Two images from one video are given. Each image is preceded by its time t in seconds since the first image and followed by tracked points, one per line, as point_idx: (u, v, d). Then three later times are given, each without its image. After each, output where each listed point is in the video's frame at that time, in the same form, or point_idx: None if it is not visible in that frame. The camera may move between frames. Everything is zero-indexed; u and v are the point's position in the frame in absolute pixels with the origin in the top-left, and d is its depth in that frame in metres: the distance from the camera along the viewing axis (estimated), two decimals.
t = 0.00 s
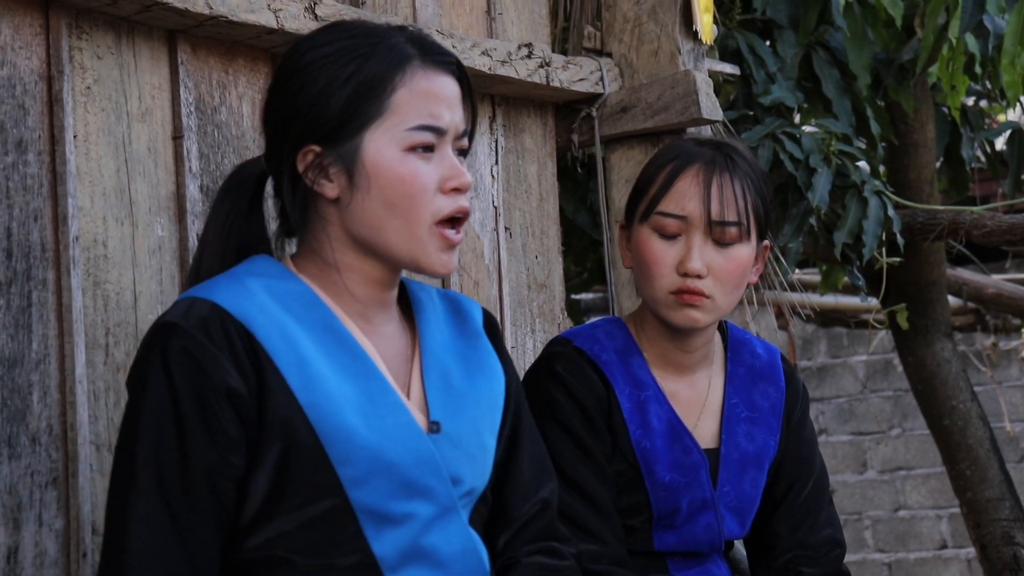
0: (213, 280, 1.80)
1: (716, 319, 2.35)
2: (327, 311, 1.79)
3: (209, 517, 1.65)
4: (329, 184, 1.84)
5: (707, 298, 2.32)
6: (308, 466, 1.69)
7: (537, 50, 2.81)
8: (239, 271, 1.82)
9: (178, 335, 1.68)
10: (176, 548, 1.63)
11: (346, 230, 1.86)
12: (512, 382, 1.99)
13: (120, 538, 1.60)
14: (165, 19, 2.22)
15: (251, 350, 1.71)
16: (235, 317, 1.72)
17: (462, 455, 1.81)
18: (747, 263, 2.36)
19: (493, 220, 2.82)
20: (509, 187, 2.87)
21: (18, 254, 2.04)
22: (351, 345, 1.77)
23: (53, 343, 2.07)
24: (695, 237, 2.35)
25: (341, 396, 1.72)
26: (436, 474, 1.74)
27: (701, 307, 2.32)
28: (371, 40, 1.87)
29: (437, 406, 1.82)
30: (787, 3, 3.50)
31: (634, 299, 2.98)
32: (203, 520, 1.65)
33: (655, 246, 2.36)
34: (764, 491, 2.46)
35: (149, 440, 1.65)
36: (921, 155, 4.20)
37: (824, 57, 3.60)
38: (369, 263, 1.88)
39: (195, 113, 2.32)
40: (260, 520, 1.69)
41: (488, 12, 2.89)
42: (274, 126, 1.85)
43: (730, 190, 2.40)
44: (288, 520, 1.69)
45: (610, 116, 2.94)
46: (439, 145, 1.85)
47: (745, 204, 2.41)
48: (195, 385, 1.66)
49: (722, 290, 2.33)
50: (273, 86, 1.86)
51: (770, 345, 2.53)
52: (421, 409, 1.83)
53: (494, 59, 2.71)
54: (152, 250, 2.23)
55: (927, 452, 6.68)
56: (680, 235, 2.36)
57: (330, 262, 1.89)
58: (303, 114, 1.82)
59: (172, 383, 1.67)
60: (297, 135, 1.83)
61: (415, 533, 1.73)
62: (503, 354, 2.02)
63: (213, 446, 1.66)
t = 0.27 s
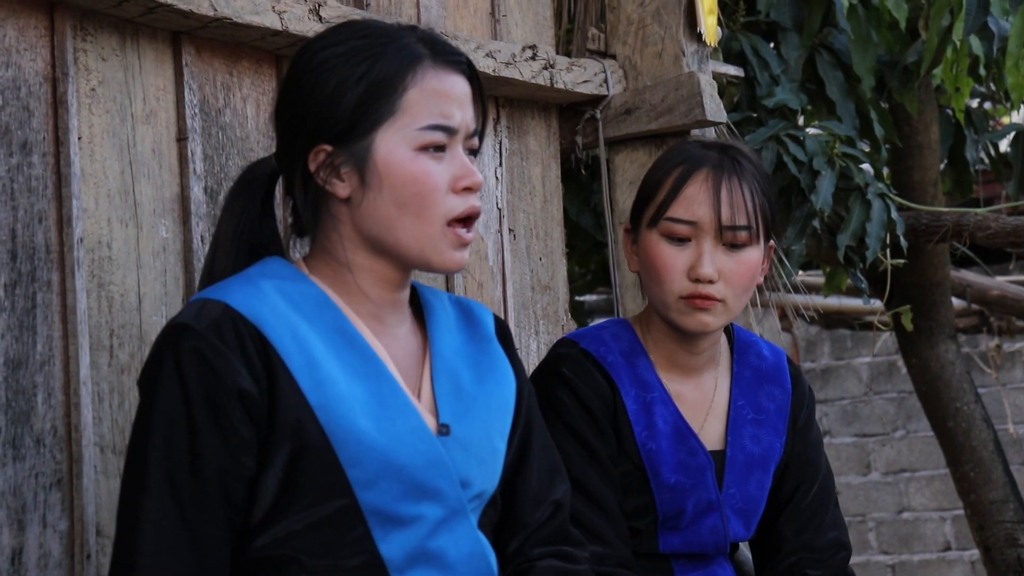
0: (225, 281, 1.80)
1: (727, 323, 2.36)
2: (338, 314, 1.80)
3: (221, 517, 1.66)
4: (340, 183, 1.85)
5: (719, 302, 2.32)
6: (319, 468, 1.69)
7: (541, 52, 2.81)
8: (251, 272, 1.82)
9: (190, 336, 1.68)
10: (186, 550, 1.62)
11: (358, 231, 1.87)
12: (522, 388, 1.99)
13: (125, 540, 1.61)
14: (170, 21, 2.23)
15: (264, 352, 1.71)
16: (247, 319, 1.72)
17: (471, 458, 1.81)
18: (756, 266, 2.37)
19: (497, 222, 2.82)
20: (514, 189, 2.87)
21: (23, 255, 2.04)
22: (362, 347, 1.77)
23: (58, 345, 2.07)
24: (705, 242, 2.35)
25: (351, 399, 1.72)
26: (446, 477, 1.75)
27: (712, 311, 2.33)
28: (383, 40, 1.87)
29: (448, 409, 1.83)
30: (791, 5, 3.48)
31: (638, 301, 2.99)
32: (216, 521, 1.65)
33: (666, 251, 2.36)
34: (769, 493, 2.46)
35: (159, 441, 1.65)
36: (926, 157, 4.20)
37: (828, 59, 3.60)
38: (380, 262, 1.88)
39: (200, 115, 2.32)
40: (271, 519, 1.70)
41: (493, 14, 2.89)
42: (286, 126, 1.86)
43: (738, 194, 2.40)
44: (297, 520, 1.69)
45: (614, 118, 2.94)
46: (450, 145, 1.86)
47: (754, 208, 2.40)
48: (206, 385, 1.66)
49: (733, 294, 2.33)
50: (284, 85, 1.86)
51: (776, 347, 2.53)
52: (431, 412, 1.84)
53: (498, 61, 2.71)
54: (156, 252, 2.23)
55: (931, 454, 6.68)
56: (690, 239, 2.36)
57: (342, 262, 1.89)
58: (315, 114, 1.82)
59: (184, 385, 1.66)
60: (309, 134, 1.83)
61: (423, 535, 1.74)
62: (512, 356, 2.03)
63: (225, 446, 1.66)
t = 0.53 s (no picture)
0: (228, 282, 1.80)
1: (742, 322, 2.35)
2: (341, 314, 1.80)
3: (225, 516, 1.65)
4: (362, 186, 1.85)
5: (734, 302, 2.32)
6: (323, 467, 1.69)
7: (543, 51, 2.81)
8: (255, 273, 1.82)
9: (195, 336, 1.68)
10: (189, 549, 1.62)
11: (377, 230, 1.87)
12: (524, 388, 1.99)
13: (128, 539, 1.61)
14: (171, 20, 2.22)
15: (268, 352, 1.71)
16: (251, 319, 1.72)
17: (474, 458, 1.81)
18: (767, 265, 2.37)
19: (499, 221, 2.82)
20: (516, 188, 2.86)
21: (25, 255, 2.04)
22: (366, 347, 1.77)
23: (60, 344, 2.07)
24: (717, 243, 2.35)
25: (355, 399, 1.72)
26: (449, 476, 1.75)
27: (727, 311, 2.32)
28: (401, 42, 1.87)
29: (451, 409, 1.83)
30: (793, 4, 3.48)
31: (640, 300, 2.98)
32: (219, 520, 1.65)
33: (677, 254, 2.36)
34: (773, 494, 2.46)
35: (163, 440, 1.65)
36: (927, 156, 4.21)
37: (830, 58, 3.59)
38: (393, 260, 1.90)
39: (201, 115, 2.32)
40: (273, 520, 1.69)
41: (494, 13, 2.89)
42: (301, 128, 1.84)
43: (747, 193, 2.39)
44: (301, 520, 1.69)
45: (616, 116, 2.94)
46: (468, 149, 1.88)
47: (761, 206, 2.40)
48: (211, 385, 1.66)
49: (748, 293, 2.33)
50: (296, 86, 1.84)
51: (781, 348, 2.53)
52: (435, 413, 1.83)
53: (500, 60, 2.71)
54: (158, 252, 2.23)
55: (934, 453, 6.67)
56: (702, 241, 2.36)
57: (350, 261, 1.89)
58: (336, 116, 1.81)
59: (188, 384, 1.66)
60: (330, 136, 1.82)
61: (426, 534, 1.74)
62: (513, 356, 2.03)
63: (230, 446, 1.66)
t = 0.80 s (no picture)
0: (233, 284, 1.80)
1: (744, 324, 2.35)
2: (345, 316, 1.80)
3: (230, 517, 1.65)
4: (368, 187, 1.85)
5: (737, 304, 2.32)
6: (328, 468, 1.69)
7: (545, 52, 2.81)
8: (259, 275, 1.82)
9: (200, 339, 1.68)
10: (193, 551, 1.62)
11: (381, 233, 1.87)
12: (526, 389, 2.00)
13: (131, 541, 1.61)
14: (174, 22, 2.22)
15: (273, 354, 1.71)
16: (256, 321, 1.72)
17: (477, 459, 1.81)
18: (770, 267, 2.37)
19: (502, 222, 2.82)
20: (518, 189, 2.86)
21: (28, 257, 2.04)
22: (369, 349, 1.77)
23: (63, 346, 2.07)
24: (723, 245, 2.34)
25: (359, 401, 1.72)
26: (453, 477, 1.75)
27: (730, 313, 2.32)
28: (413, 45, 1.87)
29: (454, 411, 1.83)
30: (795, 5, 3.48)
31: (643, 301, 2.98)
32: (223, 522, 1.65)
33: (683, 255, 2.35)
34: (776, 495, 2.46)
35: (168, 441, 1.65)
36: (931, 156, 4.20)
37: (832, 58, 3.59)
38: (393, 262, 1.89)
39: (204, 117, 2.32)
40: (278, 520, 1.69)
41: (496, 15, 2.89)
42: (310, 128, 1.84)
43: (752, 195, 2.40)
44: (306, 521, 1.69)
45: (618, 117, 2.94)
46: (474, 155, 1.88)
47: (766, 208, 2.41)
48: (216, 386, 1.66)
49: (751, 296, 2.33)
50: (305, 86, 1.85)
51: (784, 349, 2.53)
52: (438, 414, 1.83)
53: (502, 61, 2.71)
54: (161, 254, 2.23)
55: (937, 453, 6.67)
56: (707, 243, 2.35)
57: (353, 262, 1.89)
58: (347, 117, 1.81)
59: (192, 386, 1.66)
60: (339, 136, 1.82)
61: (430, 535, 1.74)
62: (516, 358, 2.02)
63: (234, 449, 1.66)
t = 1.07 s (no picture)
0: (237, 287, 1.80)
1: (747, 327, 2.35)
2: (349, 318, 1.80)
3: (235, 519, 1.66)
4: (361, 188, 1.84)
5: (740, 306, 2.32)
6: (333, 471, 1.69)
7: (547, 54, 2.81)
8: (264, 278, 1.82)
9: (206, 341, 1.68)
10: (197, 553, 1.62)
11: (376, 234, 1.87)
12: (530, 391, 2.00)
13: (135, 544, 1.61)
14: (176, 25, 2.23)
15: (278, 356, 1.71)
16: (261, 323, 1.72)
17: (483, 461, 1.81)
18: (774, 269, 2.37)
19: (504, 224, 2.82)
20: (521, 191, 2.87)
21: (30, 260, 2.04)
22: (374, 351, 1.77)
23: (66, 349, 2.07)
24: (726, 247, 2.34)
25: (365, 403, 1.72)
26: (458, 479, 1.75)
27: (733, 315, 2.32)
28: (407, 45, 1.88)
29: (459, 413, 1.83)
30: (797, 6, 3.47)
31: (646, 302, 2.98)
32: (227, 524, 1.65)
33: (686, 257, 2.35)
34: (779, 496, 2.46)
35: (173, 444, 1.65)
36: (933, 157, 4.19)
37: (834, 59, 3.59)
38: (394, 264, 1.89)
39: (206, 119, 2.32)
40: (283, 522, 1.70)
41: (498, 17, 2.89)
42: (305, 128, 1.84)
43: (756, 197, 2.40)
44: (310, 523, 1.69)
45: (620, 119, 2.94)
46: (468, 155, 1.89)
47: (770, 210, 2.41)
48: (222, 389, 1.66)
49: (754, 298, 2.32)
50: (300, 86, 1.85)
51: (787, 351, 2.53)
52: (443, 417, 1.84)
53: (505, 63, 2.71)
54: (164, 256, 2.23)
55: (940, 453, 6.66)
56: (711, 245, 2.35)
57: (354, 264, 1.89)
58: (342, 119, 1.81)
59: (197, 388, 1.66)
60: (333, 137, 1.82)
61: (435, 536, 1.74)
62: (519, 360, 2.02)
63: (239, 451, 1.66)
